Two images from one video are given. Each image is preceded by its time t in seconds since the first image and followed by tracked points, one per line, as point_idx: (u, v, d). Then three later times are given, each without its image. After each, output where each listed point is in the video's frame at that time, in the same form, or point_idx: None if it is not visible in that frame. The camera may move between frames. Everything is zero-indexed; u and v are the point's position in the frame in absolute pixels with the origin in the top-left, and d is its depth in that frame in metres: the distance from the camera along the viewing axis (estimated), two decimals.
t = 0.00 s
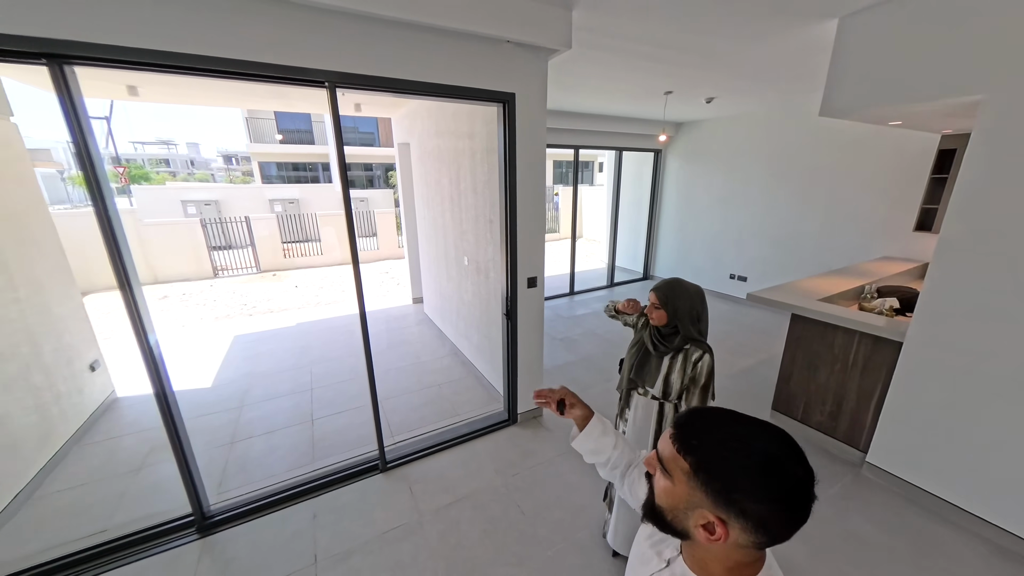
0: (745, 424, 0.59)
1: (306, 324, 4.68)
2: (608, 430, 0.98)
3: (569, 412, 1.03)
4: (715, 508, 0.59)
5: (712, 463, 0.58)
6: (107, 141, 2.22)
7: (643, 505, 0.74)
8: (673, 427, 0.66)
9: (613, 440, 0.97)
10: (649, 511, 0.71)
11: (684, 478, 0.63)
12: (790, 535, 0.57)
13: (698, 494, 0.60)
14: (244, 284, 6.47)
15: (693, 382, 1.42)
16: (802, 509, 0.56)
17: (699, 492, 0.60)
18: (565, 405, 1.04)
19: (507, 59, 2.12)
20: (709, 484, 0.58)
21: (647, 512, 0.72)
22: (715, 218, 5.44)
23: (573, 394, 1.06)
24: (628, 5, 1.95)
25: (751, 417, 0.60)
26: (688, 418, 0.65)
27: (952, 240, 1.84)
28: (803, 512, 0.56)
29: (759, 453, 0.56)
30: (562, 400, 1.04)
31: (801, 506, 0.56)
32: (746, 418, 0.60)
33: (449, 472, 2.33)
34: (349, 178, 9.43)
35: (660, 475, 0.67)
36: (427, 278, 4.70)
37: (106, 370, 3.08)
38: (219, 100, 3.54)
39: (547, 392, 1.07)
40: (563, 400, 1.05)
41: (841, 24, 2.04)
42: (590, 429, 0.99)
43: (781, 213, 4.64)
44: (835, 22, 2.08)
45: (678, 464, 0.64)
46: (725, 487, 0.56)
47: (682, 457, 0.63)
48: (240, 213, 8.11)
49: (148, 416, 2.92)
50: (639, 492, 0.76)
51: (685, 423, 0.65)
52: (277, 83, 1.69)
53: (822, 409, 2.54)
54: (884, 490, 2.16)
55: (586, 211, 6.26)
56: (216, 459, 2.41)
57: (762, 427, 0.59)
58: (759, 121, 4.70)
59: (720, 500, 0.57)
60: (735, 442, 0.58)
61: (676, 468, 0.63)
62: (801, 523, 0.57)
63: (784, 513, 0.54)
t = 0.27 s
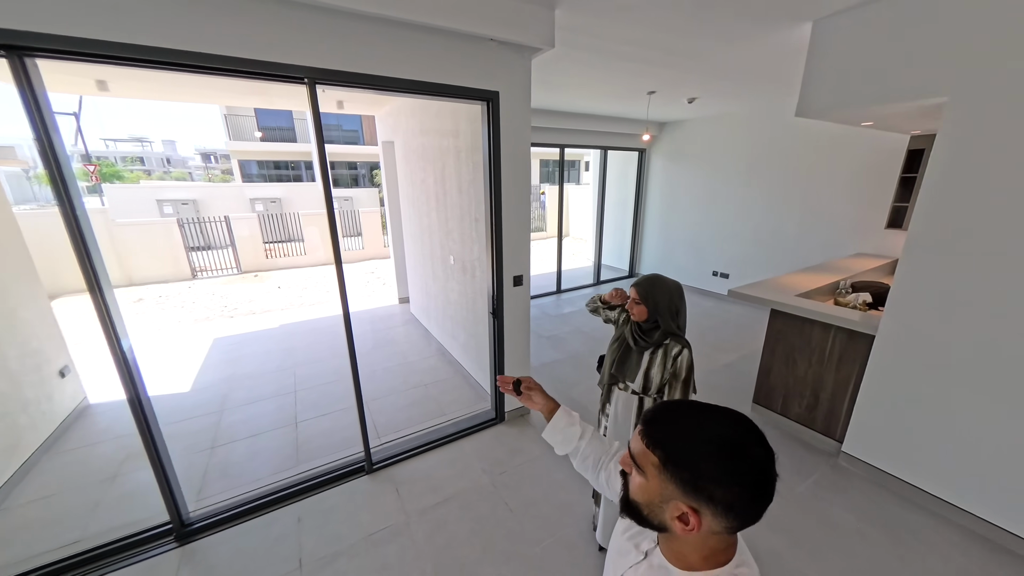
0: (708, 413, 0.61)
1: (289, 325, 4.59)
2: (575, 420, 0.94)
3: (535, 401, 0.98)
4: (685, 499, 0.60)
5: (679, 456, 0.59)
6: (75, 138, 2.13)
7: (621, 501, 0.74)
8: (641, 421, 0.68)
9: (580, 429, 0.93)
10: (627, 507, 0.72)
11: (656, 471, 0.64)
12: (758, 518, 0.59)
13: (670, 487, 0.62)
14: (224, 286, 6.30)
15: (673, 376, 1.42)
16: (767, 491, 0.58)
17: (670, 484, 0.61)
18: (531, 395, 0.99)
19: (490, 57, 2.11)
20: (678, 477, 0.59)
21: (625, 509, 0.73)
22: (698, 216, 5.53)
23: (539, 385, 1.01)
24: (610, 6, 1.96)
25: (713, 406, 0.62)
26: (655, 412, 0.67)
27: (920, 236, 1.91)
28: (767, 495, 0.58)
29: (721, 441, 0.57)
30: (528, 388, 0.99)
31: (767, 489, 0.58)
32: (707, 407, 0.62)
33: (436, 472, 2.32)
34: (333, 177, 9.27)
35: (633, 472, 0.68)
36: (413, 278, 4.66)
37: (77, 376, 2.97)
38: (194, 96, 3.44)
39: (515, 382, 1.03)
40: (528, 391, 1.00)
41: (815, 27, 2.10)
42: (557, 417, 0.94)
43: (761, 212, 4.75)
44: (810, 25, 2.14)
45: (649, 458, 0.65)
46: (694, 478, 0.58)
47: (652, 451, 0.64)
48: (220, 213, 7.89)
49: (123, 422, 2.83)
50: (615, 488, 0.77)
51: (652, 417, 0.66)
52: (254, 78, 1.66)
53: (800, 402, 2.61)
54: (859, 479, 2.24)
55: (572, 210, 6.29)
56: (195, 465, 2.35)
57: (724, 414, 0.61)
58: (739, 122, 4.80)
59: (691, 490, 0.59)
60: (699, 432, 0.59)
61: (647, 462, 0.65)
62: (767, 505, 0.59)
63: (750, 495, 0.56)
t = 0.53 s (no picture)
0: (677, 402, 0.63)
1: (270, 327, 4.48)
2: (579, 451, 0.98)
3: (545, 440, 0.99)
4: (657, 486, 0.62)
5: (650, 444, 0.61)
6: (37, 135, 2.04)
7: (598, 494, 0.76)
8: (614, 412, 0.69)
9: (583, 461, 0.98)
10: (604, 499, 0.73)
11: (630, 461, 0.65)
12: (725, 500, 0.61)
13: (643, 475, 0.63)
14: (200, 288, 6.11)
15: (647, 372, 1.44)
16: (733, 475, 0.60)
17: (643, 473, 0.63)
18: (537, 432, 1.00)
19: (472, 55, 2.11)
20: (650, 465, 0.61)
21: (603, 502, 0.74)
22: (680, 215, 5.64)
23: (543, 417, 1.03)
24: (591, 7, 1.99)
25: (681, 395, 0.64)
26: (628, 403, 0.69)
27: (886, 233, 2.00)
28: (733, 477, 0.60)
29: (688, 429, 0.59)
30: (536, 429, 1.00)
31: (733, 472, 0.60)
32: (676, 397, 0.64)
33: (423, 473, 2.31)
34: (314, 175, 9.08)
35: (609, 464, 0.70)
36: (397, 278, 4.62)
37: (42, 384, 2.83)
38: (166, 92, 3.32)
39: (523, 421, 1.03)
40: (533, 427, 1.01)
41: (788, 31, 2.17)
42: (565, 452, 0.98)
43: (740, 210, 4.88)
44: (783, 29, 2.21)
45: (623, 449, 0.67)
46: (663, 465, 0.59)
47: (625, 443, 0.66)
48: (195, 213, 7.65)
49: (93, 430, 2.72)
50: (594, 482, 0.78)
51: (625, 409, 0.68)
52: (229, 75, 1.61)
53: (777, 394, 2.70)
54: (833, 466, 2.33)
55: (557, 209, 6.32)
56: (171, 473, 2.27)
57: (691, 403, 0.63)
58: (718, 122, 4.92)
59: (662, 477, 0.60)
60: (667, 421, 0.61)
61: (622, 453, 0.66)
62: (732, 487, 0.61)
63: (718, 480, 0.58)
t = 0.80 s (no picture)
0: (649, 394, 0.65)
1: (248, 330, 4.36)
2: (559, 458, 1.00)
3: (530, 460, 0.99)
4: (618, 469, 0.65)
5: (615, 429, 0.64)
6: None
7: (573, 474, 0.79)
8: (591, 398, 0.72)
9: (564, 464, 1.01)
10: (576, 479, 0.77)
11: (597, 444, 0.69)
12: (684, 493, 0.62)
13: (607, 458, 0.66)
14: (173, 291, 5.89)
15: (622, 367, 1.46)
16: (696, 471, 0.62)
17: (607, 456, 0.66)
18: (519, 458, 0.97)
19: (454, 54, 2.10)
20: (613, 448, 0.64)
21: (575, 481, 0.78)
22: (660, 213, 5.75)
23: (520, 437, 1.00)
24: (572, 7, 2.01)
25: (655, 389, 0.66)
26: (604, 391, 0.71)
27: (853, 230, 2.10)
28: (694, 473, 0.61)
29: (651, 418, 0.62)
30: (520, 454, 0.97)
31: (695, 467, 0.61)
32: (651, 389, 0.66)
33: (409, 473, 2.30)
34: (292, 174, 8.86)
35: (581, 447, 0.74)
36: (380, 277, 4.56)
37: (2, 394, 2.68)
38: (133, 86, 3.18)
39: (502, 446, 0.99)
40: (515, 452, 0.98)
41: (761, 34, 2.24)
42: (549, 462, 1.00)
43: (718, 208, 5.02)
44: (756, 32, 2.28)
45: (593, 433, 0.69)
46: (624, 449, 0.63)
47: (594, 428, 0.69)
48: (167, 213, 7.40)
49: (60, 440, 2.60)
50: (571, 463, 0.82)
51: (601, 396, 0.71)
52: (202, 71, 1.57)
53: (754, 386, 2.79)
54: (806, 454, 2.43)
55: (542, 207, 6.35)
56: (146, 482, 2.19)
57: (663, 396, 0.65)
58: (697, 122, 5.04)
59: (622, 461, 0.63)
60: (635, 410, 0.63)
61: (590, 435, 0.70)
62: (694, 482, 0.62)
63: (675, 472, 0.60)
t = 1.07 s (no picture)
0: (644, 385, 0.68)
1: (227, 333, 4.24)
2: (545, 455, 0.96)
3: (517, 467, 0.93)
4: (609, 456, 0.68)
5: (609, 417, 0.67)
6: None
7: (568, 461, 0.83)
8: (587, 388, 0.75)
9: (550, 458, 0.98)
10: (570, 465, 0.80)
11: (591, 431, 0.72)
12: (674, 482, 0.65)
13: (600, 445, 0.70)
14: (145, 293, 5.65)
15: (608, 358, 1.51)
16: (685, 462, 0.64)
17: (599, 442, 0.69)
18: (506, 473, 0.89)
19: (440, 52, 2.11)
20: (605, 435, 0.67)
21: (569, 470, 0.81)
22: (642, 211, 5.88)
23: (501, 449, 0.91)
24: (557, 8, 2.04)
25: (651, 381, 0.68)
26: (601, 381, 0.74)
27: (824, 225, 2.21)
28: (683, 462, 0.64)
29: (642, 408, 0.65)
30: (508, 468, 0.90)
31: (684, 457, 0.64)
32: (647, 382, 0.69)
33: (400, 471, 2.30)
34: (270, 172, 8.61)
35: (577, 434, 0.77)
36: (365, 277, 4.51)
37: None
38: (101, 80, 3.05)
39: (487, 464, 0.89)
40: (500, 468, 0.89)
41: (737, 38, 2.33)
42: (536, 460, 0.95)
43: (698, 206, 5.17)
44: (733, 35, 2.37)
45: (588, 420, 0.73)
46: (615, 436, 0.66)
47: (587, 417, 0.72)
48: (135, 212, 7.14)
49: (26, 450, 2.47)
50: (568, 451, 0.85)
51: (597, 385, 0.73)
52: (183, 65, 1.53)
53: (734, 376, 2.91)
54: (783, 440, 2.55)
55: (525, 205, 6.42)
56: (124, 490, 2.12)
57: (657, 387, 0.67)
58: (676, 122, 5.17)
59: (613, 447, 0.66)
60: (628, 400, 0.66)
61: (585, 422, 0.73)
62: (683, 472, 0.65)
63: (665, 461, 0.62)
